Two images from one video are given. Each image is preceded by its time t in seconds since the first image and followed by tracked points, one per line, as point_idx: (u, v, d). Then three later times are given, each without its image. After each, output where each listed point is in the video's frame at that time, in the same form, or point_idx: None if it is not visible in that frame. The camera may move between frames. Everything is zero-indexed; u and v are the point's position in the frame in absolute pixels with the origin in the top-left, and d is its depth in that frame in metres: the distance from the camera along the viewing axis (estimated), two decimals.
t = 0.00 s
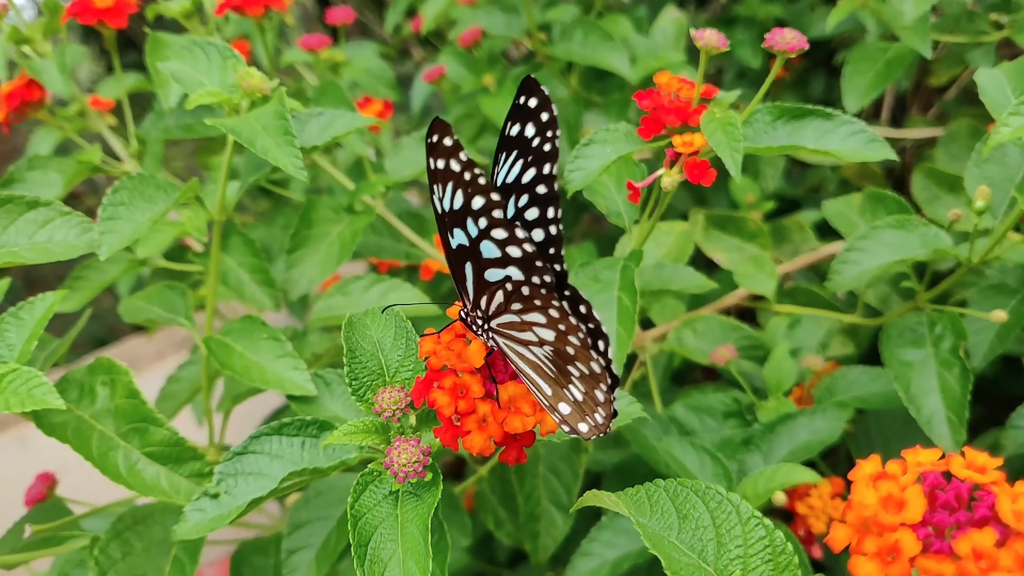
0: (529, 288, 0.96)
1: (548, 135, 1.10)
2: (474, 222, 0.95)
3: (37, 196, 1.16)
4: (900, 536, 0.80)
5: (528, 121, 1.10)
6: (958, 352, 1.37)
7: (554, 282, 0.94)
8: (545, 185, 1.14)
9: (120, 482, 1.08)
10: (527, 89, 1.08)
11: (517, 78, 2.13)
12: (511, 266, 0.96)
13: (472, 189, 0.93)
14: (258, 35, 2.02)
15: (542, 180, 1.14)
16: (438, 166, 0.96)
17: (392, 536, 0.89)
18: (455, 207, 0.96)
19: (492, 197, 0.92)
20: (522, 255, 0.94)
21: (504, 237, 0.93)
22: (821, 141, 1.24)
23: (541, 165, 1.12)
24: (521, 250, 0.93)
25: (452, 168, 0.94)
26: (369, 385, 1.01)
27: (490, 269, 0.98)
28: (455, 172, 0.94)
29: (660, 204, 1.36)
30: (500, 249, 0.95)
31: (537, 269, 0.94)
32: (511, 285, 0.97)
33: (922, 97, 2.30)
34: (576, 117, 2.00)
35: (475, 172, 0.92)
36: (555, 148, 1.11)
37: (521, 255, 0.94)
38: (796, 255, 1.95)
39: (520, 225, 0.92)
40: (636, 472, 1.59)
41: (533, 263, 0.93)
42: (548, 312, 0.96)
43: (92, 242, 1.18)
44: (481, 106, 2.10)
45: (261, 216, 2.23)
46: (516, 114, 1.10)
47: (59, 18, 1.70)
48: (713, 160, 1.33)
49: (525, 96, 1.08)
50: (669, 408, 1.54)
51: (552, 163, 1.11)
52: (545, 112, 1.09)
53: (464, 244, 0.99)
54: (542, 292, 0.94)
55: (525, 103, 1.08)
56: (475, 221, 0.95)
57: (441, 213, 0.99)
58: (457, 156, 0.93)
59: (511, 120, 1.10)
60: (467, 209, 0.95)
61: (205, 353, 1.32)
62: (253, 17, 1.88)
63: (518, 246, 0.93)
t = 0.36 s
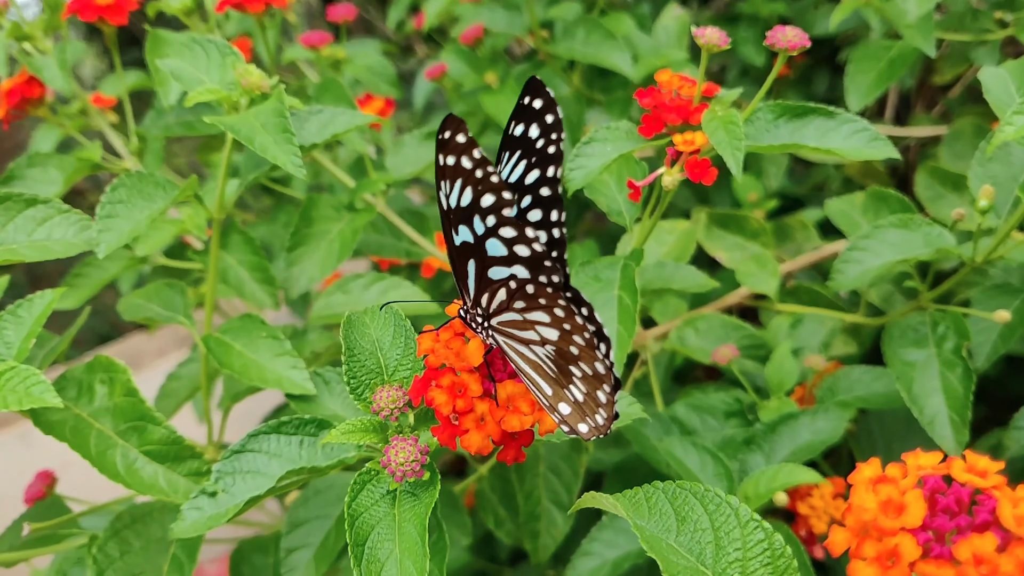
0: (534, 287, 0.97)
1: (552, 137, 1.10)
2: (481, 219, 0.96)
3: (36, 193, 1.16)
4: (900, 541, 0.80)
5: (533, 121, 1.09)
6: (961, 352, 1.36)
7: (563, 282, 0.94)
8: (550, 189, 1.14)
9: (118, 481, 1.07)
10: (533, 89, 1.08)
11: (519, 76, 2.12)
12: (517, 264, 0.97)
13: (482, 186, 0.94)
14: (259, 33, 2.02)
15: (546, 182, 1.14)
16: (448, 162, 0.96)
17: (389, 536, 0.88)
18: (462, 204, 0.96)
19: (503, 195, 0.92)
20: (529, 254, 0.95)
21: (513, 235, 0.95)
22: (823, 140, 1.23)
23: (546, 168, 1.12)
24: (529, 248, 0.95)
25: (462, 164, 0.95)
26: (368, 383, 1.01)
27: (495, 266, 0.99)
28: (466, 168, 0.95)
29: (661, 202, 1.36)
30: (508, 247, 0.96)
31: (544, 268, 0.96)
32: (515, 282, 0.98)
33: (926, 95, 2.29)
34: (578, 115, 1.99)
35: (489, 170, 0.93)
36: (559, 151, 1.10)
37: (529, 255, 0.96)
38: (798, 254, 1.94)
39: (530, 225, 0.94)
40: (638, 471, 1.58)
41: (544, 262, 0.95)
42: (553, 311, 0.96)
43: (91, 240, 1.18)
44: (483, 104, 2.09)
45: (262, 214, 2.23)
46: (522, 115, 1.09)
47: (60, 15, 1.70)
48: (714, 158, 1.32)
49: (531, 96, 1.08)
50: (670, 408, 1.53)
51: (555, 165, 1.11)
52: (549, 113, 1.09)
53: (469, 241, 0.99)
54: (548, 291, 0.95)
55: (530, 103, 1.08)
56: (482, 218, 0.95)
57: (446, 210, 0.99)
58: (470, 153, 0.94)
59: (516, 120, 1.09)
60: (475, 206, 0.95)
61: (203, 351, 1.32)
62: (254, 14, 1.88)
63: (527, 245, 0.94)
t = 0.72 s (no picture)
0: (535, 286, 0.97)
1: (556, 135, 1.17)
2: (485, 217, 0.96)
3: (34, 192, 1.15)
4: (898, 545, 0.79)
5: (536, 120, 1.16)
6: (963, 352, 1.35)
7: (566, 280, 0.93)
8: (552, 188, 1.21)
9: (115, 480, 1.08)
10: (536, 88, 1.13)
11: (521, 74, 2.12)
12: (518, 262, 0.98)
13: (489, 182, 0.94)
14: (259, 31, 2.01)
15: (548, 181, 1.21)
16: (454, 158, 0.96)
17: (385, 536, 0.88)
18: (466, 201, 0.96)
19: (510, 192, 0.93)
20: (532, 252, 0.97)
21: (517, 233, 0.96)
22: (825, 138, 1.23)
23: (548, 166, 1.20)
24: (533, 247, 0.95)
25: (469, 161, 0.94)
26: (365, 383, 1.00)
27: (496, 264, 1.00)
28: (472, 165, 0.94)
29: (662, 201, 1.35)
30: (512, 245, 0.97)
31: (547, 266, 0.97)
32: (516, 281, 0.99)
33: (930, 93, 2.28)
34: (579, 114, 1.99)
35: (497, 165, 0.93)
36: (562, 150, 1.18)
37: (532, 253, 0.97)
38: (801, 253, 1.93)
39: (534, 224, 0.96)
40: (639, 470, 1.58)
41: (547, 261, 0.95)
42: (553, 311, 0.97)
43: (89, 239, 1.18)
44: (484, 102, 2.09)
45: (263, 212, 2.23)
46: (526, 113, 1.15)
47: (60, 13, 1.70)
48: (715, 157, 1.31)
49: (535, 95, 1.13)
50: (671, 407, 1.52)
51: (559, 163, 1.19)
52: (553, 112, 1.15)
53: (471, 240, 0.99)
54: (550, 290, 0.95)
55: (533, 101, 1.13)
56: (486, 215, 0.95)
57: (448, 208, 0.98)
58: (479, 148, 0.93)
59: (519, 118, 1.15)
60: (480, 202, 0.95)
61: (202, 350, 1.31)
62: (255, 12, 1.87)
63: (531, 244, 0.96)
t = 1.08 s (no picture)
0: (530, 290, 0.98)
1: (547, 140, 1.09)
2: (478, 221, 0.94)
3: (32, 190, 1.15)
4: (896, 551, 0.79)
5: (528, 123, 1.09)
6: (965, 353, 1.35)
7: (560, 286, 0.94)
8: (545, 193, 1.14)
9: (112, 480, 1.07)
10: (527, 91, 1.08)
11: (523, 73, 2.11)
12: (512, 267, 0.98)
13: (481, 189, 0.92)
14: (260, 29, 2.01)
15: (541, 186, 1.14)
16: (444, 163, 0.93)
17: (381, 539, 0.88)
18: (458, 205, 0.94)
19: (501, 198, 0.92)
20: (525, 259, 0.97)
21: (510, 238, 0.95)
22: (827, 138, 1.22)
23: (541, 170, 1.13)
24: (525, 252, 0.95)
25: (459, 167, 0.92)
26: (361, 384, 1.00)
27: (490, 268, 0.99)
28: (463, 170, 0.92)
29: (662, 201, 1.34)
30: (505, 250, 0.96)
31: (540, 271, 0.99)
32: (510, 285, 0.99)
33: (935, 91, 2.26)
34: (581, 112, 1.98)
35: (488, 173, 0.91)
36: (554, 155, 1.11)
37: (526, 258, 0.97)
38: (804, 252, 1.92)
39: (525, 229, 0.96)
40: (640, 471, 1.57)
41: (539, 267, 0.98)
42: (548, 315, 0.97)
43: (87, 238, 1.18)
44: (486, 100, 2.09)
45: (265, 210, 2.22)
46: (517, 117, 1.08)
47: (61, 11, 1.68)
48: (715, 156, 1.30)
49: (525, 98, 1.07)
50: (672, 407, 1.52)
51: (552, 168, 1.12)
52: (544, 116, 1.08)
53: (464, 243, 0.97)
54: (544, 295, 0.96)
55: (524, 106, 1.07)
56: (479, 220, 0.94)
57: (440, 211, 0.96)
58: (470, 154, 0.91)
59: (511, 122, 1.08)
60: (471, 207, 0.93)
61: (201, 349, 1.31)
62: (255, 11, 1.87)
63: (524, 250, 0.96)
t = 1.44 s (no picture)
0: (525, 295, 0.98)
1: (541, 144, 1.10)
2: (471, 225, 0.95)
3: (31, 190, 1.15)
4: (895, 559, 0.79)
5: (520, 127, 1.08)
6: (968, 355, 1.34)
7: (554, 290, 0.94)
8: (539, 197, 1.14)
9: (109, 481, 1.08)
10: (520, 95, 1.07)
11: (525, 72, 2.10)
12: (507, 271, 0.99)
13: (473, 193, 0.94)
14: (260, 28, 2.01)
15: (535, 189, 1.14)
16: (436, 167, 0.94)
17: (376, 543, 0.87)
18: (452, 209, 0.94)
19: (494, 203, 0.93)
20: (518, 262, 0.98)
21: (503, 243, 0.95)
22: (828, 138, 1.21)
23: (535, 174, 1.13)
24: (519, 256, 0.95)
25: (452, 171, 0.93)
26: (357, 386, 1.00)
27: (485, 272, 0.99)
28: (455, 174, 0.93)
29: (663, 202, 1.34)
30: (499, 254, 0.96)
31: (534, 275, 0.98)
32: (505, 289, 0.99)
33: (939, 90, 2.25)
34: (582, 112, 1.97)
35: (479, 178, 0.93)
36: (548, 158, 1.11)
37: (519, 262, 0.97)
38: (806, 252, 1.91)
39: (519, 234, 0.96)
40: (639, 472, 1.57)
41: (532, 272, 0.97)
42: (543, 320, 0.97)
43: (85, 238, 1.18)
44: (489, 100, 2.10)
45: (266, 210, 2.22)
46: (509, 120, 1.07)
47: (62, 10, 1.69)
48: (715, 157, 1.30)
49: (518, 102, 1.07)
50: (673, 408, 1.51)
51: (545, 172, 1.12)
52: (538, 120, 1.08)
53: (459, 246, 0.97)
54: (539, 300, 0.96)
55: (518, 109, 1.07)
56: (472, 224, 0.95)
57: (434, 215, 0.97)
58: (461, 158, 0.92)
59: (504, 125, 1.07)
60: (465, 211, 0.94)
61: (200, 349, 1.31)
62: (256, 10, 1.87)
63: (518, 254, 0.97)
